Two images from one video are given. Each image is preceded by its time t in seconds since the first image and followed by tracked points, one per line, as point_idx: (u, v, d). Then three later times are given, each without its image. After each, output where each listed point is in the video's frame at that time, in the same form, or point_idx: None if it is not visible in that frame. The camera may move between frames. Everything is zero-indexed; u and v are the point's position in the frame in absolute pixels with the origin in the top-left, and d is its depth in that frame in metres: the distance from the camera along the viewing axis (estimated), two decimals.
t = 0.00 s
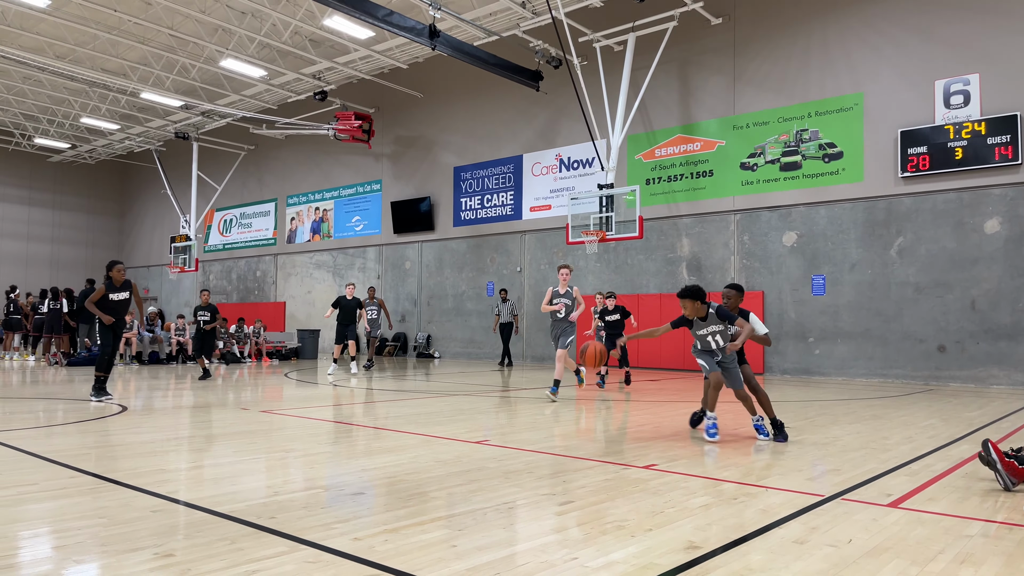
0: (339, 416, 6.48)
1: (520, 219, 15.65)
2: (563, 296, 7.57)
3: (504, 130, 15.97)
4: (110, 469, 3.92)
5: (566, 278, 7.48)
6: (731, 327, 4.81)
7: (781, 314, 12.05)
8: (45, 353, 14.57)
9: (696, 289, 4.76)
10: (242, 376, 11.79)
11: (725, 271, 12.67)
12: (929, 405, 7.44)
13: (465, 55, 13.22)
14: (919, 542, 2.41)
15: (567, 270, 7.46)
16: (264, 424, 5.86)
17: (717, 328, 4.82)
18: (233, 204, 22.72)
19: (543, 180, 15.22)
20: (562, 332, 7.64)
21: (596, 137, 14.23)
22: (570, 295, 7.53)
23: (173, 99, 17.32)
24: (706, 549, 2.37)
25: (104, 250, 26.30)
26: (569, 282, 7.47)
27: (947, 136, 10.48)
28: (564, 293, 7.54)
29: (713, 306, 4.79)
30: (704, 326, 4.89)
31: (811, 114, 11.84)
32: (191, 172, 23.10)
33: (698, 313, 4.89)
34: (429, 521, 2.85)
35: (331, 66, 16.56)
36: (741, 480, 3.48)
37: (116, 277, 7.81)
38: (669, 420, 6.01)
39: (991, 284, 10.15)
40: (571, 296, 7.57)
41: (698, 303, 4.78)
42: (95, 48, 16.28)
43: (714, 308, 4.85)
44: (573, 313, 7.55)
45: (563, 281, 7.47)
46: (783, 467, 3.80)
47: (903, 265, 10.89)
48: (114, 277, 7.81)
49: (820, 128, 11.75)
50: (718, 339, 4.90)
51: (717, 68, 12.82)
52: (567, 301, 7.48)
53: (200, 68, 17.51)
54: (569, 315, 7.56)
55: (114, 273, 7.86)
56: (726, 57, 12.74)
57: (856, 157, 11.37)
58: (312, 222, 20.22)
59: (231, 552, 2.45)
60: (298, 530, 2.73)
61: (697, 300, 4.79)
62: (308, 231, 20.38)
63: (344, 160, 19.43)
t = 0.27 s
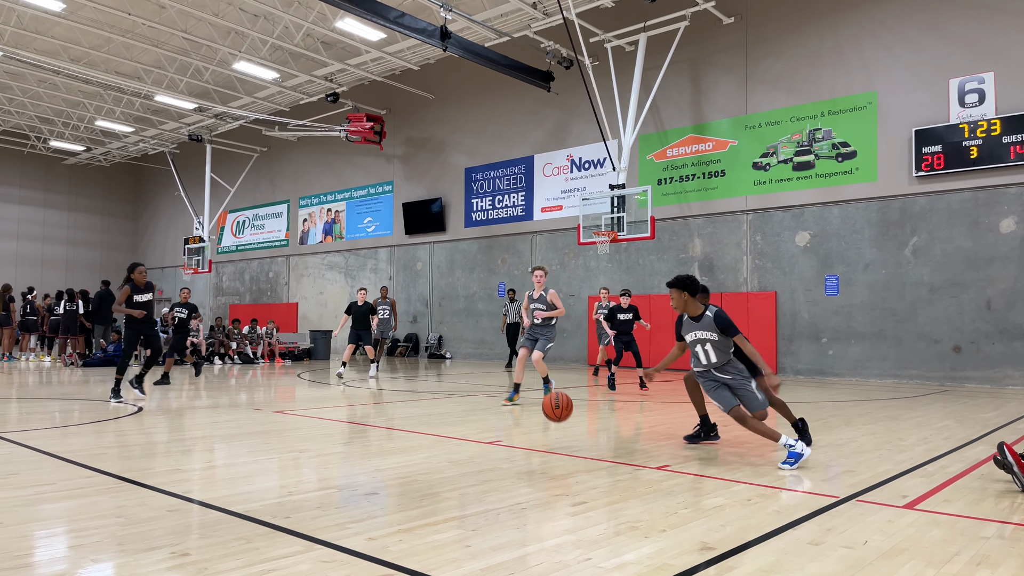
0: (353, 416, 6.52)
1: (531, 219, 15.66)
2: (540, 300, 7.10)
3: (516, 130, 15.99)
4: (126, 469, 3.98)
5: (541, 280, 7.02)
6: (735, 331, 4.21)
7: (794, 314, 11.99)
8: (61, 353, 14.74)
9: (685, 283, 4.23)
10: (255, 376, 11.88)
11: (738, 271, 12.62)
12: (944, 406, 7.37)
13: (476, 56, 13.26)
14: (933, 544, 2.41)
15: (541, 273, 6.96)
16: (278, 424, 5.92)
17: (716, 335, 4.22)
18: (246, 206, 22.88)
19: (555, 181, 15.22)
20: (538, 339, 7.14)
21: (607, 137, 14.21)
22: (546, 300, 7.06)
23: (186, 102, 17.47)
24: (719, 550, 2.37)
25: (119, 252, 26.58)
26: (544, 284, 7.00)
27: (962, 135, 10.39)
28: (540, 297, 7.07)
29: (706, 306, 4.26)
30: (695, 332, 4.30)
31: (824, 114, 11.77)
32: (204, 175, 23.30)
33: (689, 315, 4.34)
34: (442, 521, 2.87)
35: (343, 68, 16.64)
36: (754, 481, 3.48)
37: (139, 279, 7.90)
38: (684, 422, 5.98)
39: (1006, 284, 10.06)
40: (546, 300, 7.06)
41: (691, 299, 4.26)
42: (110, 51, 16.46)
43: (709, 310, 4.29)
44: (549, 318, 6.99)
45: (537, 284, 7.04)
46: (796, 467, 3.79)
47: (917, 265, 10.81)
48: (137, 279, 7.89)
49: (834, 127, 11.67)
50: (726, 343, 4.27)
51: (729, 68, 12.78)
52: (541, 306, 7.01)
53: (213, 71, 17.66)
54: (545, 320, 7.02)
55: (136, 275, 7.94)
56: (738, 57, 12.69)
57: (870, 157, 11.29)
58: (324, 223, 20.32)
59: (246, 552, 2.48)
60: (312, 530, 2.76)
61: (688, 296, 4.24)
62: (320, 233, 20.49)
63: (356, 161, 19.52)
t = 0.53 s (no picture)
0: (368, 417, 6.55)
1: (545, 220, 15.66)
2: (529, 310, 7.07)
3: (529, 131, 15.99)
4: (144, 468, 4.03)
5: (534, 289, 6.93)
6: (665, 321, 3.57)
7: (810, 314, 11.90)
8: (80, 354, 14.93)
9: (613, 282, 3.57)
10: (270, 377, 11.97)
11: (753, 271, 12.54)
12: (962, 407, 7.28)
13: (490, 57, 13.27)
14: (953, 546, 2.38)
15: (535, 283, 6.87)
16: (293, 425, 5.96)
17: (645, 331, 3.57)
18: (262, 207, 23.06)
19: (568, 181, 15.20)
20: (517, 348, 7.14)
21: (621, 137, 14.18)
22: (536, 310, 7.03)
23: (203, 105, 17.64)
24: (735, 552, 2.36)
25: (137, 253, 26.89)
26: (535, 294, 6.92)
27: (981, 133, 10.26)
28: (530, 308, 7.02)
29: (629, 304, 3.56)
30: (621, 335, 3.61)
31: (841, 113, 11.67)
32: (221, 177, 23.52)
33: (609, 320, 3.65)
34: (455, 521, 2.88)
35: (357, 70, 16.72)
36: (770, 482, 3.46)
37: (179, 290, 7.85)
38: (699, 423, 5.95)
39: None
40: (537, 311, 7.05)
41: (611, 301, 3.56)
42: (127, 54, 16.66)
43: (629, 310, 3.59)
44: (537, 330, 7.05)
45: (531, 293, 6.95)
46: (813, 469, 3.77)
47: (935, 265, 10.69)
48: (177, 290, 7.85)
49: (850, 126, 11.57)
50: (650, 342, 3.62)
51: (744, 67, 12.70)
52: (532, 318, 7.01)
53: (229, 74, 17.82)
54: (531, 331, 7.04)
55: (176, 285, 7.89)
56: (753, 56, 12.62)
57: (887, 156, 11.18)
58: (339, 224, 20.44)
59: (263, 551, 2.51)
60: (328, 529, 2.78)
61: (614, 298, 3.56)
62: (335, 234, 20.60)
63: (370, 162, 19.61)
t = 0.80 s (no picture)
0: (374, 420, 6.56)
1: (551, 223, 15.66)
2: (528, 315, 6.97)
3: (536, 134, 16.00)
4: (151, 471, 4.05)
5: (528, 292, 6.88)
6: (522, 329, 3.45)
7: (818, 317, 11.85)
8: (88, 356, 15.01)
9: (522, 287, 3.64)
10: (277, 380, 12.00)
11: (760, 274, 12.50)
12: (972, 411, 7.22)
13: (496, 60, 13.30)
14: (961, 550, 2.38)
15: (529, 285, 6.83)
16: (300, 428, 5.98)
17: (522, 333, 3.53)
18: (269, 211, 23.15)
19: (575, 184, 15.20)
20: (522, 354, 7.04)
21: (628, 140, 14.17)
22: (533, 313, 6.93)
23: (211, 109, 17.74)
24: (743, 556, 2.36)
25: (145, 256, 27.03)
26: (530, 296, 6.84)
27: (989, 135, 10.21)
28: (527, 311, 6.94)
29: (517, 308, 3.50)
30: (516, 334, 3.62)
31: (848, 115, 11.63)
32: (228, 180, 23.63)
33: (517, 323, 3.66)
34: (462, 525, 2.88)
35: (364, 73, 16.78)
36: (777, 486, 3.45)
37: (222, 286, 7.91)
38: (706, 426, 5.93)
39: None
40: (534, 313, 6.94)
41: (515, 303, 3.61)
42: (136, 58, 16.78)
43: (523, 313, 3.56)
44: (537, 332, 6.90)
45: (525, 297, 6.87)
46: (820, 473, 3.75)
47: (944, 268, 10.63)
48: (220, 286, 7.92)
49: (857, 129, 11.53)
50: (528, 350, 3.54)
51: (751, 70, 12.68)
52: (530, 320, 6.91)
53: (237, 78, 17.91)
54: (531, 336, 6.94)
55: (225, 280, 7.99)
56: (760, 59, 12.59)
57: (896, 158, 11.13)
58: (346, 228, 20.49)
59: (269, 554, 2.51)
60: (335, 533, 2.79)
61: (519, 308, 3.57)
62: (342, 237, 20.66)
63: (377, 166, 19.66)
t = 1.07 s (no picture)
0: (380, 425, 6.56)
1: (556, 229, 15.67)
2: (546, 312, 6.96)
3: (540, 140, 16.04)
4: (157, 477, 4.06)
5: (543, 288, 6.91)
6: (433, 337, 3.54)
7: (824, 323, 11.81)
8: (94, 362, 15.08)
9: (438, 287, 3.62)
10: (283, 386, 12.02)
11: (765, 279, 12.49)
12: (979, 417, 7.18)
13: (500, 67, 13.34)
14: (968, 557, 2.37)
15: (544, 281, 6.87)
16: (305, 434, 5.98)
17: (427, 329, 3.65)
18: (274, 217, 23.24)
19: (579, 190, 15.22)
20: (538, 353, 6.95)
21: (632, 146, 14.18)
22: (549, 309, 6.93)
23: (217, 116, 17.83)
24: (749, 563, 2.35)
25: (151, 263, 27.15)
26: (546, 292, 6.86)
27: (994, 140, 10.20)
28: (543, 307, 6.94)
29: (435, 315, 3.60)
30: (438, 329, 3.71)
31: (853, 121, 11.62)
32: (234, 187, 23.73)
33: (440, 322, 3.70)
34: (467, 531, 2.89)
35: (369, 80, 16.85)
36: (784, 493, 3.44)
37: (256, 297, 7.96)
38: (712, 432, 5.92)
39: None
40: (550, 310, 6.94)
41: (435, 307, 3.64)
42: (142, 66, 16.90)
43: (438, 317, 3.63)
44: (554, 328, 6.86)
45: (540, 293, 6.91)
46: (826, 480, 3.74)
47: (950, 273, 10.59)
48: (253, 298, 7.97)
49: (862, 134, 11.52)
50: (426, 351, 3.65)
51: (756, 76, 12.69)
52: (546, 317, 6.89)
53: (243, 85, 18.01)
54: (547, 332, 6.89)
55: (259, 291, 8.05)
56: (764, 64, 12.60)
57: (901, 163, 11.11)
58: (351, 234, 20.55)
59: (274, 560, 2.52)
60: (340, 539, 2.80)
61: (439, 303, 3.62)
62: (347, 243, 20.72)
63: (382, 172, 19.72)
